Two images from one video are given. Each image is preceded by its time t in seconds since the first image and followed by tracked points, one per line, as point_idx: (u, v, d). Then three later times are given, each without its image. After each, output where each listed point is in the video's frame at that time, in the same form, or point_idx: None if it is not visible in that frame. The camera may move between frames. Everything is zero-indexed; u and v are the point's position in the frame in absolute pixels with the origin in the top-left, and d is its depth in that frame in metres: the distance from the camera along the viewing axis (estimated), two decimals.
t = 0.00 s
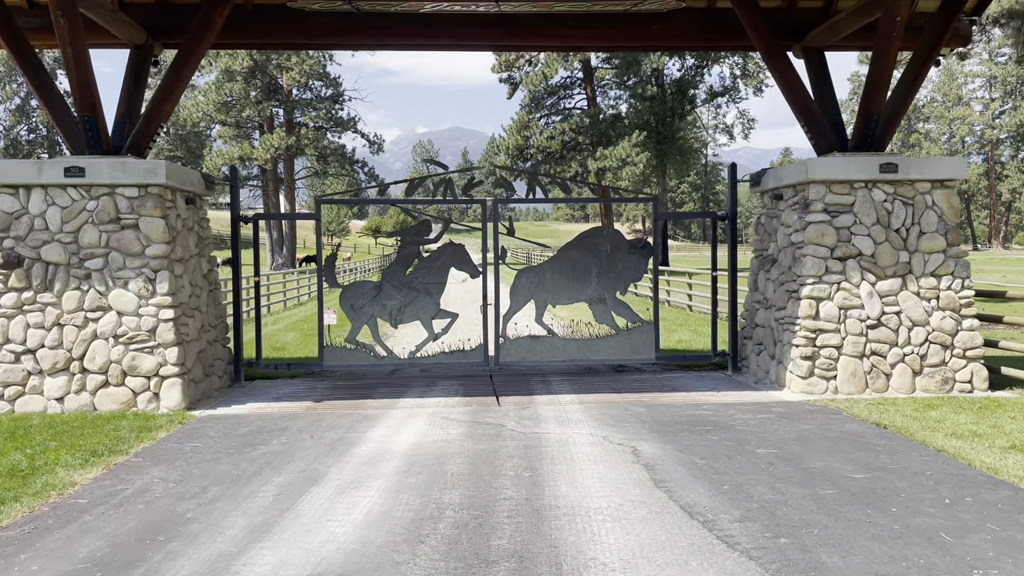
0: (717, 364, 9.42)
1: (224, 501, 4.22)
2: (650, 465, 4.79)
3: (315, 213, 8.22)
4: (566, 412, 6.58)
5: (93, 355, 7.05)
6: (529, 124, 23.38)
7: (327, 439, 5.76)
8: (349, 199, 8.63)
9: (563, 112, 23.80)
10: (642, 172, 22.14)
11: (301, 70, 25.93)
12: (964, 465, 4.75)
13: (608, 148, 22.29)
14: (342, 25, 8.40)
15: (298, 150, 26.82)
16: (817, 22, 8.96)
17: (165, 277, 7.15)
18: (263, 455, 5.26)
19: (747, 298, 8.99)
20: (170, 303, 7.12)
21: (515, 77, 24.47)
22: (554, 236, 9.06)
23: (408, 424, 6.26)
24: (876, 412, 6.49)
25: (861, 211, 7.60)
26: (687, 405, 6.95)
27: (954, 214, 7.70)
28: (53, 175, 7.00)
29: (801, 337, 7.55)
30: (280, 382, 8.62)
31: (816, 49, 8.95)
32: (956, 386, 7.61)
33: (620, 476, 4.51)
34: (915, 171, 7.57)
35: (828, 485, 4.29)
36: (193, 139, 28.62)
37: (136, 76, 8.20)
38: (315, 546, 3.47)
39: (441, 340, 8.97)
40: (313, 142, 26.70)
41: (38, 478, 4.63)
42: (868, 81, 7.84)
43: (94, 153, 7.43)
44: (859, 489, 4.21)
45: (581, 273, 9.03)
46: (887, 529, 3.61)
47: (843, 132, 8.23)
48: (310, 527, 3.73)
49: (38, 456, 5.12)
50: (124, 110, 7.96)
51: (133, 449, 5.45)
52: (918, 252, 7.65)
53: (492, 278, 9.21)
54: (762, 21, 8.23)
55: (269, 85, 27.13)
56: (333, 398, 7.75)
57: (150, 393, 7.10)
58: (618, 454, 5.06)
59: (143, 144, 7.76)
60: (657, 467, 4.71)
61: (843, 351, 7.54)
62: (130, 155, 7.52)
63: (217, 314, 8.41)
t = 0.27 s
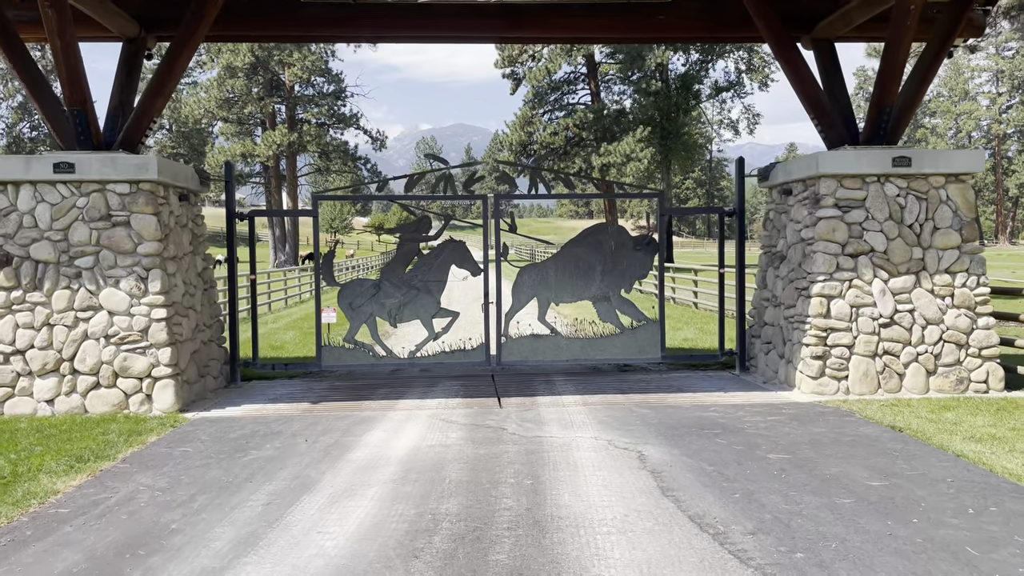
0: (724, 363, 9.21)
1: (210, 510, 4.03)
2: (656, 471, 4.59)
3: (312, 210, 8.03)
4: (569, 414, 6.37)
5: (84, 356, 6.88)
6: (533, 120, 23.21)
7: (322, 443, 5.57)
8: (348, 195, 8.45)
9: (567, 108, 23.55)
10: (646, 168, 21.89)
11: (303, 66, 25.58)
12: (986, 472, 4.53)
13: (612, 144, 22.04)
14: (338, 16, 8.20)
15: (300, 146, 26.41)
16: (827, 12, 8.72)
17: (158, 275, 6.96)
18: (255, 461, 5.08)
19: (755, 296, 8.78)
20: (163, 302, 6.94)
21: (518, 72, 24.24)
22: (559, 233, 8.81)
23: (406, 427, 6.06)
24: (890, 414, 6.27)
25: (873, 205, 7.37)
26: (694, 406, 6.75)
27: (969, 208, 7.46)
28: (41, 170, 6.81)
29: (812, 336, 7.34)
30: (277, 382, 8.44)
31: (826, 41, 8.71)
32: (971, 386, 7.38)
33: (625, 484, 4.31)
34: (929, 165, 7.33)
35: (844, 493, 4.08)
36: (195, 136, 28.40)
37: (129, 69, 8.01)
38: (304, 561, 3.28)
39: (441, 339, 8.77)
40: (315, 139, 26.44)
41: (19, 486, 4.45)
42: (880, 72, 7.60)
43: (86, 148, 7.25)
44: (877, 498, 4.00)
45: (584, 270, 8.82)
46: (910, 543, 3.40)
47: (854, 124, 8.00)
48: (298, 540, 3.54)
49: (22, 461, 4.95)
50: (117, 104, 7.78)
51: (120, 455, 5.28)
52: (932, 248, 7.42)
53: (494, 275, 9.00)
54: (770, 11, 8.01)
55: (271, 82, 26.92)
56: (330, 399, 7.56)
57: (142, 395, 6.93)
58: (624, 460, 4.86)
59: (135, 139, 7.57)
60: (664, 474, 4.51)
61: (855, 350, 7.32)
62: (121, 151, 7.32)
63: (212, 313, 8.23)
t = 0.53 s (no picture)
0: (729, 362, 9.01)
1: (195, 518, 3.85)
2: (661, 476, 4.40)
3: (307, 205, 7.83)
4: (571, 415, 6.18)
5: (72, 355, 6.71)
6: (534, 115, 22.77)
7: (315, 445, 5.39)
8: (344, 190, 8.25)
9: (568, 104, 23.30)
10: (648, 164, 21.64)
11: (303, 62, 25.24)
12: (1006, 476, 4.34)
13: (614, 140, 21.79)
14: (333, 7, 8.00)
15: (300, 142, 26.07)
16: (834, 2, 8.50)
17: (148, 272, 6.78)
18: (244, 464, 4.90)
19: (761, 293, 8.58)
20: (153, 300, 6.75)
21: (519, 68, 23.98)
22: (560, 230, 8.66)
23: (402, 428, 5.87)
24: (902, 414, 6.07)
25: (883, 199, 7.16)
26: (699, 407, 6.56)
27: (981, 202, 7.25)
28: (28, 165, 6.63)
29: (820, 334, 7.14)
30: (272, 381, 8.26)
31: (833, 31, 8.49)
32: (984, 385, 7.18)
33: (630, 490, 4.12)
34: (940, 157, 7.11)
35: (860, 500, 3.89)
36: (195, 132, 28.14)
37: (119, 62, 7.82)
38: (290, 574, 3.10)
39: (440, 337, 8.58)
40: (316, 135, 26.00)
41: None
42: (889, 63, 7.39)
43: (74, 142, 7.06)
44: (894, 504, 3.81)
45: (586, 266, 8.62)
46: (932, 553, 3.21)
47: (863, 116, 7.78)
48: (285, 551, 3.35)
49: (3, 466, 4.77)
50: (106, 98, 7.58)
51: (104, 458, 5.11)
52: (944, 243, 7.21)
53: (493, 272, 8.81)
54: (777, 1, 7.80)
55: (270, 78, 26.67)
56: (326, 399, 7.38)
57: (132, 395, 6.76)
58: (628, 464, 4.67)
59: (125, 133, 7.38)
60: (670, 479, 4.33)
61: (865, 349, 7.12)
62: (110, 144, 7.12)
63: (206, 311, 8.05)
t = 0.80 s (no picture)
0: (733, 365, 8.83)
1: (178, 533, 3.67)
2: (666, 487, 4.22)
3: (301, 205, 7.65)
4: (572, 421, 6.00)
5: (59, 360, 6.52)
6: (533, 115, 22.80)
7: (307, 453, 5.21)
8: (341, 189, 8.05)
9: (568, 103, 23.10)
10: (648, 164, 21.46)
11: (302, 61, 24.97)
12: None
13: (614, 139, 21.60)
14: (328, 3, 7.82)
15: (299, 142, 25.78)
16: None
17: (136, 274, 6.59)
18: (233, 474, 4.72)
19: (766, 294, 8.40)
20: (142, 302, 6.57)
21: (518, 68, 23.79)
22: (561, 230, 8.43)
23: (398, 435, 5.69)
24: (913, 420, 5.89)
25: (891, 199, 6.97)
26: (704, 412, 6.37)
27: (992, 201, 7.06)
28: (13, 163, 6.44)
29: (827, 337, 6.95)
30: (266, 385, 8.07)
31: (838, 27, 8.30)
32: (996, 389, 6.99)
33: (634, 503, 3.93)
34: (950, 155, 6.93)
35: (876, 513, 3.71)
36: (193, 132, 27.87)
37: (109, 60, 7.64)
38: None
39: (438, 340, 8.39)
40: (315, 135, 25.73)
41: None
42: (897, 59, 7.21)
43: (61, 140, 6.87)
44: (912, 518, 3.63)
45: (587, 267, 8.44)
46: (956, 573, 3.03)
47: (870, 113, 7.59)
48: (271, 570, 3.17)
49: None
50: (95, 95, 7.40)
51: (88, 468, 4.94)
52: (954, 243, 7.02)
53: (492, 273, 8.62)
54: None
55: (270, 78, 26.41)
56: (321, 404, 7.20)
57: (121, 400, 6.58)
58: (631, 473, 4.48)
59: (114, 131, 7.19)
60: (676, 490, 4.15)
61: (873, 351, 6.94)
62: (98, 142, 6.93)
63: (197, 314, 7.86)
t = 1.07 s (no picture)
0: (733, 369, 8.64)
1: (152, 552, 3.47)
2: (667, 500, 4.03)
3: (291, 206, 7.45)
4: (569, 429, 5.80)
5: (39, 365, 6.32)
6: (530, 117, 22.62)
7: (293, 463, 5.01)
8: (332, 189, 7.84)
9: (565, 105, 22.90)
10: (645, 167, 21.28)
11: (297, 63, 24.59)
12: None
13: (610, 141, 21.42)
14: None
15: (294, 144, 25.32)
16: None
17: (119, 277, 6.38)
18: (215, 487, 4.52)
19: (767, 297, 8.21)
20: (125, 306, 6.36)
21: (515, 69, 23.58)
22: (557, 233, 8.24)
23: (388, 444, 5.49)
24: (921, 427, 5.71)
25: (896, 199, 6.79)
26: (704, 419, 6.18)
27: (999, 202, 6.89)
28: None
29: (831, 341, 6.77)
30: (254, 391, 7.86)
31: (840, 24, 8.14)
32: (1003, 394, 6.82)
33: (633, 518, 3.74)
34: (957, 155, 6.75)
35: (888, 530, 3.53)
36: (188, 134, 27.57)
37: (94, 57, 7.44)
38: None
39: (431, 344, 8.18)
40: (311, 137, 25.15)
41: None
42: (901, 57, 7.04)
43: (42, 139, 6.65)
44: (927, 535, 3.45)
45: (584, 270, 8.26)
46: None
47: (873, 112, 7.42)
48: None
49: None
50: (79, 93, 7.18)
51: (63, 480, 4.74)
52: (960, 245, 6.85)
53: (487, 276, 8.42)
54: None
55: (265, 79, 25.94)
56: (310, 410, 6.99)
57: (102, 407, 6.37)
58: (631, 485, 4.29)
59: (98, 129, 6.98)
60: (677, 504, 3.96)
61: (877, 356, 6.76)
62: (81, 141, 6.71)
63: (183, 318, 7.65)
